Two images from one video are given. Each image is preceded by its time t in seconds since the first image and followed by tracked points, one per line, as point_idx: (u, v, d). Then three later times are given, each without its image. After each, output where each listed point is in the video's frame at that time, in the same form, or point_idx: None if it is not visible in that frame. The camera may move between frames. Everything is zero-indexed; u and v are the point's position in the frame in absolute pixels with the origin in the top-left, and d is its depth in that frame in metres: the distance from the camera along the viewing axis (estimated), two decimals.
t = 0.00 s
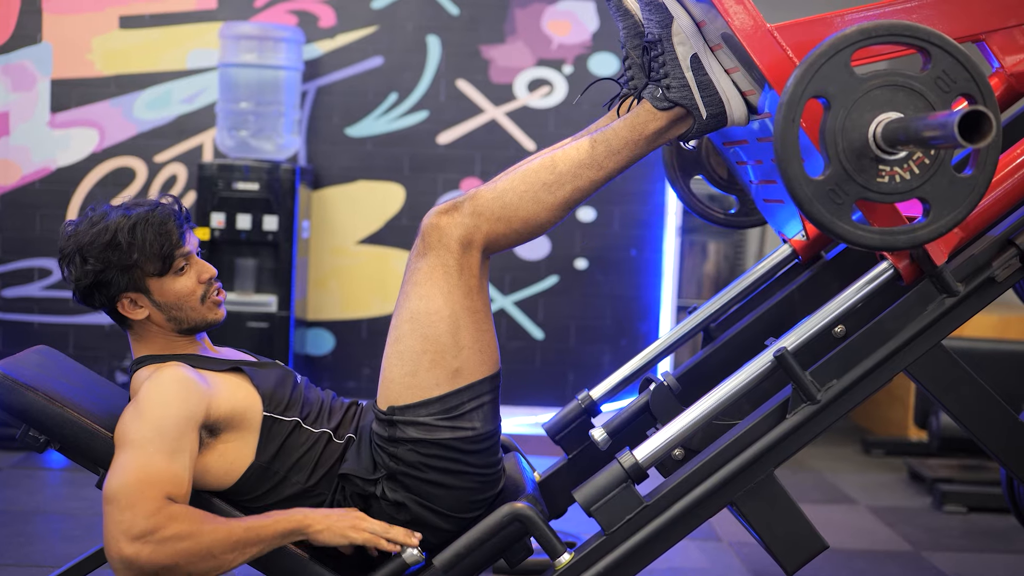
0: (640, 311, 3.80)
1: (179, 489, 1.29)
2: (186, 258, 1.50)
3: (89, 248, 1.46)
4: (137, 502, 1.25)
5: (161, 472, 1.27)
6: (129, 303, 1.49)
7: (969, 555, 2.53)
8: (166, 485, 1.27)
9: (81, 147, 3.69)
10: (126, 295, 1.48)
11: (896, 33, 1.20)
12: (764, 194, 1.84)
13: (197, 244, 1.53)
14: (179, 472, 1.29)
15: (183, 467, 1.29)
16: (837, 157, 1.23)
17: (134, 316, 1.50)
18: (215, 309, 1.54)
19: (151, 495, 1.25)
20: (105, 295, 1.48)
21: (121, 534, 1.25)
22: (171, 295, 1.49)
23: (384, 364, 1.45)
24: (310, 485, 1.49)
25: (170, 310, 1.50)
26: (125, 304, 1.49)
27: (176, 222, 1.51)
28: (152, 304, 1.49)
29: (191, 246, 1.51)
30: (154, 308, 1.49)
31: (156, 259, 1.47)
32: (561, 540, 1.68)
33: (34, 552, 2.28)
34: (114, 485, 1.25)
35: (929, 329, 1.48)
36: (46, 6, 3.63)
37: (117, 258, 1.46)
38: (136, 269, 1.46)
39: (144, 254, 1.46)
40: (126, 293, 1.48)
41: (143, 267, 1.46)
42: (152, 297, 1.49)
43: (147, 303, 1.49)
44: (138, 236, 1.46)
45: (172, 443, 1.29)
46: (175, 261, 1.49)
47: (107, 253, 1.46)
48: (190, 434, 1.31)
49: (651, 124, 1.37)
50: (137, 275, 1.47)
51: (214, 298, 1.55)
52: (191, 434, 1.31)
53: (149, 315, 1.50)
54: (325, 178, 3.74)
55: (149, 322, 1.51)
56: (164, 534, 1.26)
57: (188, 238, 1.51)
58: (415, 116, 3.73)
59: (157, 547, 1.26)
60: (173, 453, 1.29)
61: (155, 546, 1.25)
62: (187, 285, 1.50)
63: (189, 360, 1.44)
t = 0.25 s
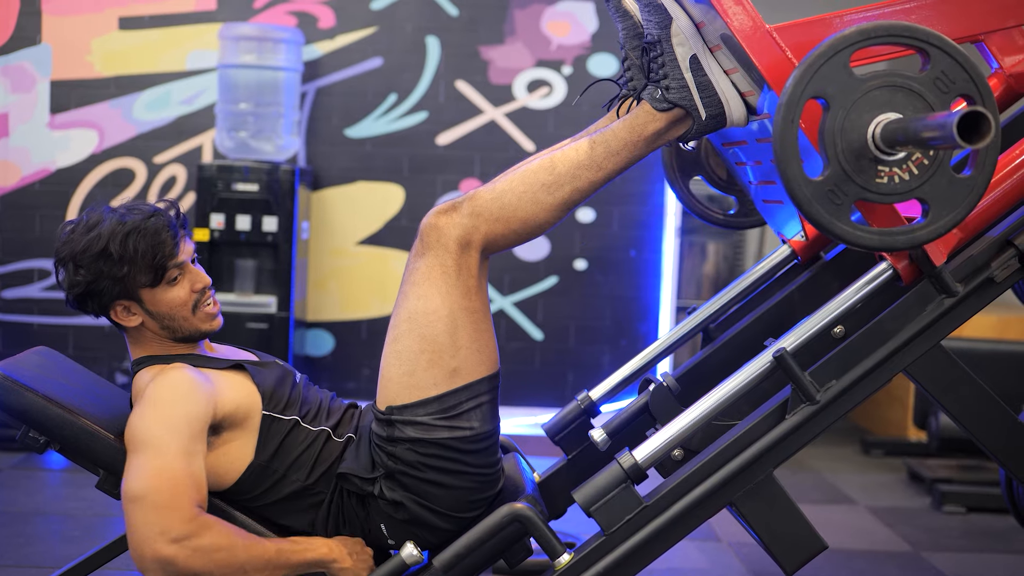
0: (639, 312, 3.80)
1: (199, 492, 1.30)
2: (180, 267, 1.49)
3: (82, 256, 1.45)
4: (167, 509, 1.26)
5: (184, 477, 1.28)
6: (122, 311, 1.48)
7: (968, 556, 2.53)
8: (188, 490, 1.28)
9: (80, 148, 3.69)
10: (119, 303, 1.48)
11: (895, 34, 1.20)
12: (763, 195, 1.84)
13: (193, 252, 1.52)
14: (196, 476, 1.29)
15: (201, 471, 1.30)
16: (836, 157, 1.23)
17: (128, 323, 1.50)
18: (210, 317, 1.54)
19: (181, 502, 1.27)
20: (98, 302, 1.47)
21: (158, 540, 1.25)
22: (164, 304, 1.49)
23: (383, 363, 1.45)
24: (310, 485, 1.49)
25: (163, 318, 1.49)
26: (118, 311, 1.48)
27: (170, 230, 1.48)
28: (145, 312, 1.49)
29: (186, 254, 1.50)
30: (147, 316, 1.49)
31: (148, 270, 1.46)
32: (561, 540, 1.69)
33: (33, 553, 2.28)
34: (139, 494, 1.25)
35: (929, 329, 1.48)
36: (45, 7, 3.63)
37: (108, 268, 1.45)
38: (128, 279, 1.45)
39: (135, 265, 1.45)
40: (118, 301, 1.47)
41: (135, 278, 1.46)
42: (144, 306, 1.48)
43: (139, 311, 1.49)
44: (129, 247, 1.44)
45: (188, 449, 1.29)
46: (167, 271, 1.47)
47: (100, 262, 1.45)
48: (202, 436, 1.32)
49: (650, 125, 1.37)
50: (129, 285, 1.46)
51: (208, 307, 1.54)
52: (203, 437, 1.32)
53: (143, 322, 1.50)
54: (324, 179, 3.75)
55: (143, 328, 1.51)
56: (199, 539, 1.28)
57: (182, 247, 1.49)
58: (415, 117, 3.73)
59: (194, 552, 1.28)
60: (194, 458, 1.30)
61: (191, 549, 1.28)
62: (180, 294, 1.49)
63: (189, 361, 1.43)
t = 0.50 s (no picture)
0: (639, 312, 3.80)
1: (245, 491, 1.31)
2: (178, 271, 1.48)
3: (78, 259, 1.45)
4: (227, 511, 1.27)
5: (232, 479, 1.29)
6: (120, 313, 1.49)
7: (968, 556, 2.53)
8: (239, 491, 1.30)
9: (80, 149, 3.69)
10: (116, 306, 1.48)
11: (895, 34, 1.20)
12: (763, 196, 1.85)
13: (192, 255, 1.51)
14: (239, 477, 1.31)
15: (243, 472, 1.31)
16: (836, 157, 1.23)
17: (126, 324, 1.50)
18: (208, 320, 1.53)
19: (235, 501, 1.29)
20: (95, 305, 1.48)
21: (228, 539, 1.27)
22: (161, 308, 1.48)
23: (382, 363, 1.45)
24: (310, 487, 1.49)
25: (160, 321, 1.50)
26: (116, 313, 1.49)
27: (167, 234, 1.47)
28: (142, 315, 1.49)
29: (184, 258, 1.49)
30: (144, 318, 1.49)
31: (144, 275, 1.45)
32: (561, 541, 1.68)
33: (34, 554, 2.28)
34: (196, 500, 1.26)
35: (929, 329, 1.48)
36: (45, 8, 3.63)
37: (104, 272, 1.45)
38: (125, 283, 1.45)
39: (131, 270, 1.44)
40: (116, 304, 1.47)
41: (131, 282, 1.45)
42: (141, 309, 1.48)
43: (137, 313, 1.49)
44: (125, 252, 1.44)
45: (227, 450, 1.30)
46: (164, 276, 1.47)
47: (98, 265, 1.45)
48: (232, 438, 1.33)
49: (650, 126, 1.37)
50: (126, 288, 1.46)
51: (206, 309, 1.53)
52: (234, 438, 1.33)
53: (140, 324, 1.50)
54: (324, 180, 3.75)
55: (142, 330, 1.52)
56: (262, 536, 1.30)
57: (179, 251, 1.48)
58: (414, 117, 3.73)
59: (259, 548, 1.30)
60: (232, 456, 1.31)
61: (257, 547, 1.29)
62: (177, 298, 1.49)
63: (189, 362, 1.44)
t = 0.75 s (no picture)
0: (638, 313, 3.80)
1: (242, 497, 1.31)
2: (178, 263, 1.48)
3: (80, 258, 1.45)
4: (222, 517, 1.27)
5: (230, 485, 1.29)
6: (126, 310, 1.48)
7: (968, 556, 2.53)
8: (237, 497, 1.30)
9: (79, 150, 3.69)
10: (122, 303, 1.48)
11: (894, 35, 1.20)
12: (762, 196, 1.85)
13: (191, 246, 1.51)
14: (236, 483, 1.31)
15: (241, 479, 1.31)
16: (836, 158, 1.23)
17: (132, 322, 1.50)
18: (213, 310, 1.53)
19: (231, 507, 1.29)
20: (100, 304, 1.47)
21: (219, 542, 1.27)
22: (165, 300, 1.48)
23: (383, 364, 1.45)
24: (310, 489, 1.49)
25: (166, 315, 1.49)
26: (122, 311, 1.49)
27: (165, 225, 1.48)
28: (149, 310, 1.49)
29: (184, 249, 1.49)
30: (150, 313, 1.49)
31: (146, 267, 1.45)
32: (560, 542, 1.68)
33: (34, 555, 2.28)
34: (191, 506, 1.26)
35: (928, 330, 1.48)
36: (45, 9, 3.63)
37: (106, 268, 1.45)
38: (128, 277, 1.45)
39: (132, 263, 1.44)
40: (121, 300, 1.47)
41: (133, 276, 1.45)
42: (147, 303, 1.48)
43: (143, 308, 1.49)
44: (124, 246, 1.44)
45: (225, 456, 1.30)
46: (165, 267, 1.47)
47: (99, 262, 1.45)
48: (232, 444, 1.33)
49: (650, 127, 1.37)
50: (129, 283, 1.46)
51: (210, 299, 1.53)
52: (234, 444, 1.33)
53: (147, 319, 1.50)
54: (324, 181, 3.75)
55: (149, 326, 1.52)
56: (256, 543, 1.31)
57: (178, 241, 1.48)
58: (414, 118, 3.74)
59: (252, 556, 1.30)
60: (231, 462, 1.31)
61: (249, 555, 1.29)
62: (181, 289, 1.49)
63: (188, 363, 1.43)
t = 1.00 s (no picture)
0: (638, 314, 3.81)
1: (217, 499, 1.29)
2: (163, 255, 1.48)
3: (68, 255, 1.47)
4: (186, 518, 1.25)
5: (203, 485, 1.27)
6: (115, 305, 1.49)
7: (969, 557, 2.53)
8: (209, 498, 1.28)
9: (79, 150, 3.69)
10: (111, 298, 1.48)
11: (893, 36, 1.20)
12: (762, 197, 1.85)
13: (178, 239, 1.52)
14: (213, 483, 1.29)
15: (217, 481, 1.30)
16: (835, 158, 1.23)
17: (123, 318, 1.50)
18: (200, 303, 1.53)
19: (198, 507, 1.26)
20: (90, 300, 1.48)
21: (179, 544, 1.24)
22: (152, 294, 1.48)
23: (383, 365, 1.45)
24: (310, 489, 1.48)
25: (154, 309, 1.49)
26: (112, 307, 1.49)
27: (150, 218, 1.49)
28: (137, 304, 1.49)
29: (169, 242, 1.50)
30: (139, 308, 1.49)
31: (130, 260, 1.46)
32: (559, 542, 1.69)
33: (35, 555, 2.28)
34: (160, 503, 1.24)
35: (928, 330, 1.48)
36: (44, 10, 3.63)
37: (92, 262, 1.45)
38: (112, 271, 1.45)
39: (116, 256, 1.45)
40: (109, 295, 1.48)
41: (118, 269, 1.46)
42: (134, 297, 1.48)
43: (131, 303, 1.49)
44: (108, 239, 1.45)
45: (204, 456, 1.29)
46: (149, 260, 1.47)
47: (85, 257, 1.46)
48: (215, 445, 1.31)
49: (650, 127, 1.37)
50: (115, 278, 1.46)
51: (199, 293, 1.53)
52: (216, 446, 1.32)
53: (136, 315, 1.50)
54: (324, 182, 3.75)
55: (140, 322, 1.51)
56: (219, 545, 1.27)
57: (163, 234, 1.49)
58: (414, 119, 3.74)
59: (212, 559, 1.27)
60: (206, 462, 1.29)
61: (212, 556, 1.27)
62: (167, 282, 1.49)
63: (183, 364, 1.43)
